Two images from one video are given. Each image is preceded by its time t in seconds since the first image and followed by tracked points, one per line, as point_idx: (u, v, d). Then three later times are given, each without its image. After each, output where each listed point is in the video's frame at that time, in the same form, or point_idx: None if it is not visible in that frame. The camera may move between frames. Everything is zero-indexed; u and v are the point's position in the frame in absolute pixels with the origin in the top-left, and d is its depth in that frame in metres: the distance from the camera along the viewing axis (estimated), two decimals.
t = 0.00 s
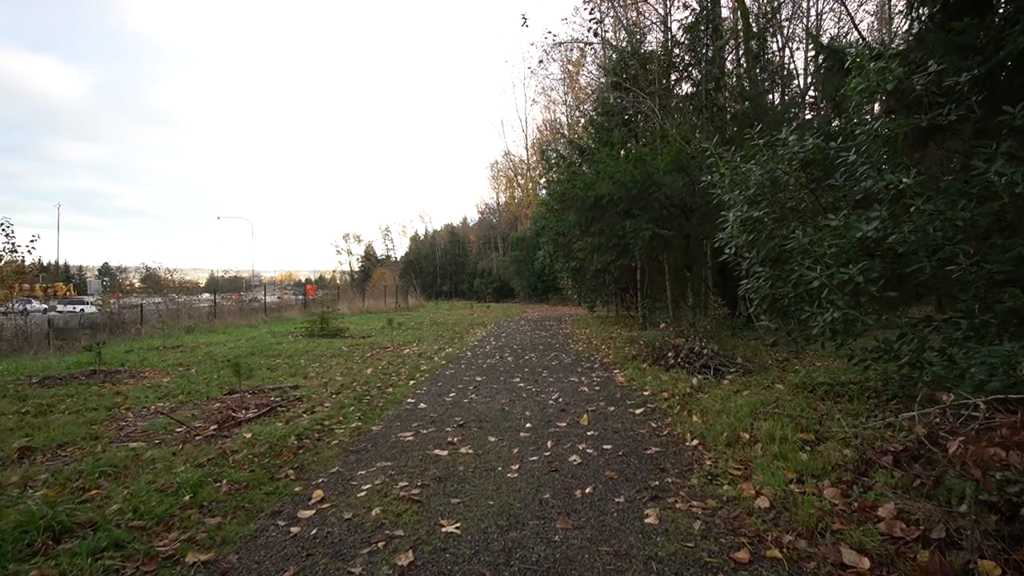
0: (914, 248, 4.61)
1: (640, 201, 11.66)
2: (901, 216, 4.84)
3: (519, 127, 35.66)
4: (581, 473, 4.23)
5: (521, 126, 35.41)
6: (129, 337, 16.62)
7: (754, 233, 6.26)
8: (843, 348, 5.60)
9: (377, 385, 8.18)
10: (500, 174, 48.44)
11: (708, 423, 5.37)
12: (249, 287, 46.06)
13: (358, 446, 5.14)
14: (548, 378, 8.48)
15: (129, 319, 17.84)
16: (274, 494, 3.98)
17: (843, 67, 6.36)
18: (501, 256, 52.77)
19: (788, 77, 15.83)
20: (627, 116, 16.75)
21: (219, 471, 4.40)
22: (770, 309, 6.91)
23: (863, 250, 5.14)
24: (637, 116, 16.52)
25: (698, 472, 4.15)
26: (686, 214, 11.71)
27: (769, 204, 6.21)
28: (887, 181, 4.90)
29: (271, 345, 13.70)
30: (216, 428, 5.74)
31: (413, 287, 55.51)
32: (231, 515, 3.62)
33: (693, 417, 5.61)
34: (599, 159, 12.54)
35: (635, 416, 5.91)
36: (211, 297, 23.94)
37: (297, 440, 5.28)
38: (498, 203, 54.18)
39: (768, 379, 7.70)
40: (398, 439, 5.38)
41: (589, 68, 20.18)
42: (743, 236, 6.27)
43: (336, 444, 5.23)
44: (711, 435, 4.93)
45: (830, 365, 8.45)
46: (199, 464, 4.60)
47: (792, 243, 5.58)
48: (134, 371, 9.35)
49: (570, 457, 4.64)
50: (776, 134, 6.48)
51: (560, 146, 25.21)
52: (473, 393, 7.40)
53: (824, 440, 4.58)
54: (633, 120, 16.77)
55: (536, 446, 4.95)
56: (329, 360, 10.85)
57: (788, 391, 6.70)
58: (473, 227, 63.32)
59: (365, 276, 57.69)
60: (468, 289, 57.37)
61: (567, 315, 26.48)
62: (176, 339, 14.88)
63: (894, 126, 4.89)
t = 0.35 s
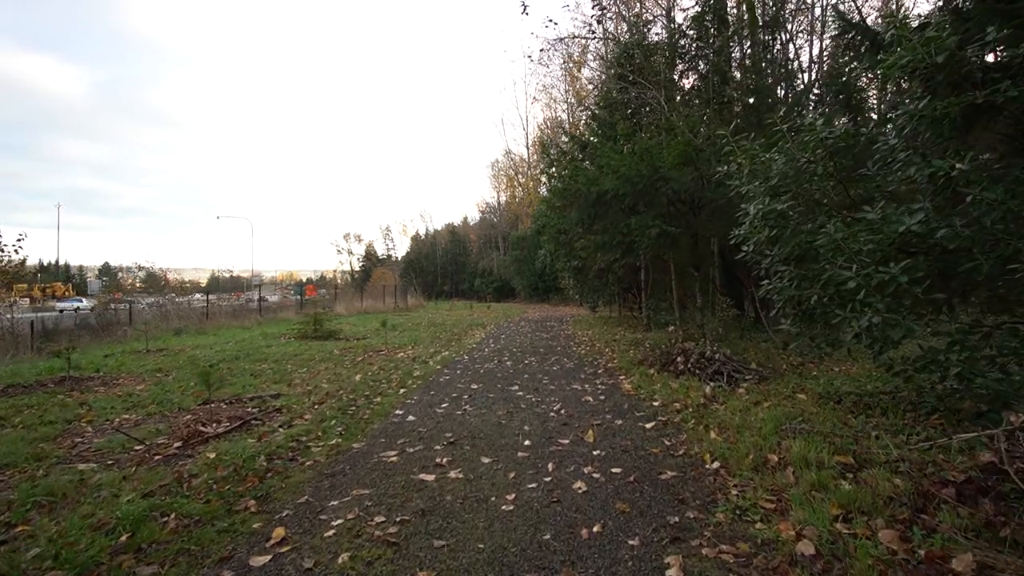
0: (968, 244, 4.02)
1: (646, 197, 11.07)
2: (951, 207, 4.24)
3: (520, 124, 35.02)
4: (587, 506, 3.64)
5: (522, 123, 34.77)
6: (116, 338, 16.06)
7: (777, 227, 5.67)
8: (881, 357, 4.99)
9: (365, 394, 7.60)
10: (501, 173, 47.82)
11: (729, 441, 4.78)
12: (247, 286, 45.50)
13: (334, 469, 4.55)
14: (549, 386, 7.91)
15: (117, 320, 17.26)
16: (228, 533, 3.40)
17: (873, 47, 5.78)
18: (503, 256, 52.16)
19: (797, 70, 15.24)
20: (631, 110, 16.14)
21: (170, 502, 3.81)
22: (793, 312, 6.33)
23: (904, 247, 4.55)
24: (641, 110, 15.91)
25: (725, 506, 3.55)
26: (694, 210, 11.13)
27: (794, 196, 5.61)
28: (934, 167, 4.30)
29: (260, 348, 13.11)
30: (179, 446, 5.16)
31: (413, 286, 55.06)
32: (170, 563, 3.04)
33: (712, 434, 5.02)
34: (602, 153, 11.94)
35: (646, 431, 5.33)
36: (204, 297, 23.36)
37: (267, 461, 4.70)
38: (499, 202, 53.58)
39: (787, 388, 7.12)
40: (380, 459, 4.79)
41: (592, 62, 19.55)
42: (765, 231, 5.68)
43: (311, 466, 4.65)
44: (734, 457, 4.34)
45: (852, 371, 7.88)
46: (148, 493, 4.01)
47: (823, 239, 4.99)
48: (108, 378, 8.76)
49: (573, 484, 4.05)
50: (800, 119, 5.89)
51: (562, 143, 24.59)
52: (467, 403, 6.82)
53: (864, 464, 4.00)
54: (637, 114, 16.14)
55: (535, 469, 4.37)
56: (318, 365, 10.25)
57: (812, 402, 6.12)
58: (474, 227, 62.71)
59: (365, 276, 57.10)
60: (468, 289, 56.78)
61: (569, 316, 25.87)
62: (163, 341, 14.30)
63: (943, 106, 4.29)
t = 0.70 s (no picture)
0: None
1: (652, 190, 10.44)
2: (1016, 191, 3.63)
3: (522, 120, 34.39)
4: (593, 546, 3.04)
5: (524, 120, 34.13)
6: (101, 339, 15.47)
7: (804, 218, 5.06)
8: (925, 364, 4.38)
9: (349, 402, 7.01)
10: (503, 171, 47.20)
11: (754, 461, 4.18)
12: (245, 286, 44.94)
13: (301, 494, 3.95)
14: (549, 392, 7.31)
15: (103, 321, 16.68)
16: None
17: (912, 17, 5.16)
18: (505, 255, 51.53)
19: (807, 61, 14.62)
20: (636, 102, 15.49)
21: (99, 539, 3.22)
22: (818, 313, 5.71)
23: (958, 239, 3.94)
24: (646, 102, 15.27)
25: (758, 547, 2.95)
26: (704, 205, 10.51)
27: (824, 182, 4.98)
28: (996, 145, 3.69)
29: (248, 349, 12.52)
30: (131, 464, 4.57)
31: (414, 286, 54.48)
32: None
33: (732, 452, 4.41)
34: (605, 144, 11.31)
35: (657, 448, 4.73)
36: (197, 297, 22.80)
37: (225, 484, 4.11)
38: (501, 201, 52.96)
39: (809, 396, 6.52)
40: (356, 481, 4.20)
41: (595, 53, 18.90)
42: (791, 222, 5.06)
43: (274, 490, 4.06)
44: (762, 482, 3.74)
45: (877, 377, 7.27)
46: (77, 526, 3.42)
47: (860, 229, 4.37)
48: (77, 383, 8.16)
49: (575, 515, 3.45)
50: (829, 98, 5.28)
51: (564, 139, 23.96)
52: (460, 412, 6.22)
53: (918, 493, 3.40)
54: (642, 106, 15.50)
55: (532, 496, 3.77)
56: (304, 369, 9.66)
57: (840, 412, 5.51)
58: (476, 226, 62.13)
59: (365, 275, 56.55)
60: (470, 288, 56.20)
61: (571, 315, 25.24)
62: (147, 342, 13.70)
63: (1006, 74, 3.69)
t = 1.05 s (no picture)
0: None
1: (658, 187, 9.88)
2: None
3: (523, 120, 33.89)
4: None
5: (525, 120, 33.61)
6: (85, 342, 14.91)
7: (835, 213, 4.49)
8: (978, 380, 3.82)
9: (330, 414, 6.45)
10: (504, 171, 46.69)
11: (784, 491, 3.61)
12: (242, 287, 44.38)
13: (257, 532, 3.39)
14: (548, 404, 6.74)
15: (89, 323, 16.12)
16: None
17: None
18: (506, 256, 51.02)
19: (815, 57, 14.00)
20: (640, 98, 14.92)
21: None
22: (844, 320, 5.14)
23: None
24: (650, 98, 14.69)
25: None
26: (712, 202, 9.94)
27: (859, 173, 4.40)
28: None
29: (234, 354, 11.96)
30: (70, 491, 4.00)
31: (414, 287, 53.96)
32: None
33: (757, 480, 3.85)
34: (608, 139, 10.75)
35: (670, 473, 4.16)
36: (189, 298, 22.27)
37: (171, 517, 3.54)
38: (501, 202, 52.46)
39: (832, 410, 5.97)
40: (324, 514, 3.64)
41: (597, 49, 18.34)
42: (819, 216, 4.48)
43: (228, 525, 3.49)
44: (798, 521, 3.17)
45: (903, 389, 6.73)
46: None
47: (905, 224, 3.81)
48: (41, 392, 7.59)
49: (578, 564, 2.88)
50: (863, 79, 4.71)
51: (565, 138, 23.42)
52: (450, 427, 5.67)
53: (988, 538, 2.84)
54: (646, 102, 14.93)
55: (525, 536, 3.20)
56: (289, 376, 9.10)
57: (873, 430, 4.95)
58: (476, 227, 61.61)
59: (365, 276, 56.01)
60: (470, 290, 55.66)
61: (572, 318, 24.68)
62: (130, 346, 13.14)
63: None
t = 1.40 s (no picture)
0: None
1: (665, 181, 9.28)
2: None
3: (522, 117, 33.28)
4: None
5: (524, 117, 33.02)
6: (66, 345, 14.31)
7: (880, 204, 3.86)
8: None
9: (308, 428, 5.86)
10: (504, 170, 46.05)
11: (828, 536, 3.03)
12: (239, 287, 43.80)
13: None
14: (548, 417, 6.14)
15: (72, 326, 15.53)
16: None
17: None
18: (506, 255, 50.44)
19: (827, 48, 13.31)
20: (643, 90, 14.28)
21: None
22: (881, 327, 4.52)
23: None
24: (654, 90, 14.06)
25: None
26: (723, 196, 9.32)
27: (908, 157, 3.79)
28: None
29: (218, 358, 11.38)
30: None
31: (413, 287, 53.39)
32: None
33: (794, 518, 3.26)
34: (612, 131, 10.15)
35: (691, 507, 3.57)
36: (180, 299, 21.66)
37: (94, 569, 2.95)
38: (501, 201, 51.85)
39: (863, 425, 5.38)
40: (280, 563, 3.04)
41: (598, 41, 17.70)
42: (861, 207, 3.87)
43: None
44: None
45: (936, 401, 6.14)
46: None
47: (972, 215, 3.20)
48: None
49: None
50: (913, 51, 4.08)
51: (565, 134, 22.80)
52: (438, 445, 5.08)
53: None
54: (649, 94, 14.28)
55: None
56: (271, 383, 8.50)
57: (917, 451, 4.36)
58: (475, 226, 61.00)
59: (363, 276, 55.43)
60: (470, 290, 55.08)
61: (573, 318, 24.09)
62: (110, 351, 12.54)
63: None
